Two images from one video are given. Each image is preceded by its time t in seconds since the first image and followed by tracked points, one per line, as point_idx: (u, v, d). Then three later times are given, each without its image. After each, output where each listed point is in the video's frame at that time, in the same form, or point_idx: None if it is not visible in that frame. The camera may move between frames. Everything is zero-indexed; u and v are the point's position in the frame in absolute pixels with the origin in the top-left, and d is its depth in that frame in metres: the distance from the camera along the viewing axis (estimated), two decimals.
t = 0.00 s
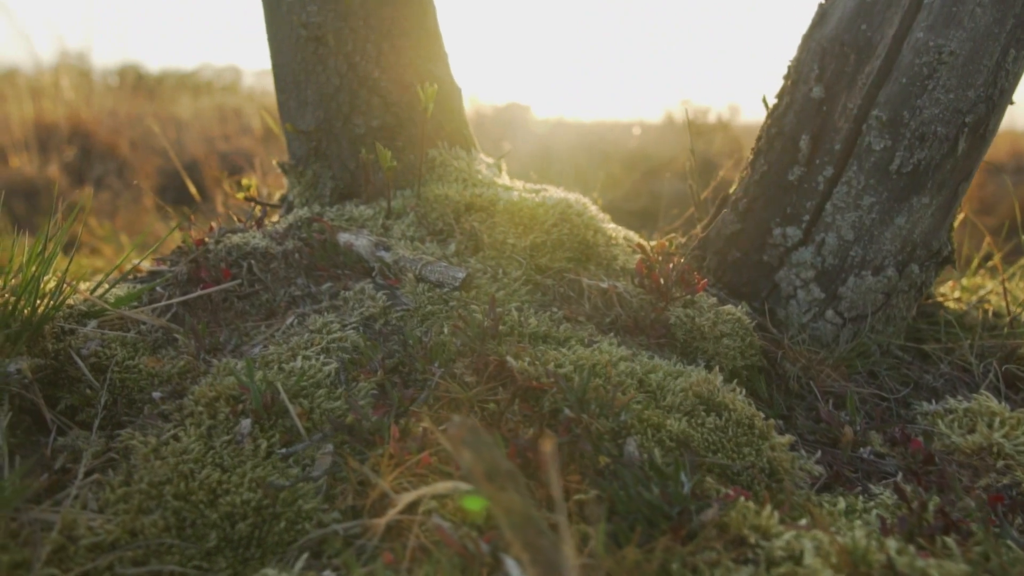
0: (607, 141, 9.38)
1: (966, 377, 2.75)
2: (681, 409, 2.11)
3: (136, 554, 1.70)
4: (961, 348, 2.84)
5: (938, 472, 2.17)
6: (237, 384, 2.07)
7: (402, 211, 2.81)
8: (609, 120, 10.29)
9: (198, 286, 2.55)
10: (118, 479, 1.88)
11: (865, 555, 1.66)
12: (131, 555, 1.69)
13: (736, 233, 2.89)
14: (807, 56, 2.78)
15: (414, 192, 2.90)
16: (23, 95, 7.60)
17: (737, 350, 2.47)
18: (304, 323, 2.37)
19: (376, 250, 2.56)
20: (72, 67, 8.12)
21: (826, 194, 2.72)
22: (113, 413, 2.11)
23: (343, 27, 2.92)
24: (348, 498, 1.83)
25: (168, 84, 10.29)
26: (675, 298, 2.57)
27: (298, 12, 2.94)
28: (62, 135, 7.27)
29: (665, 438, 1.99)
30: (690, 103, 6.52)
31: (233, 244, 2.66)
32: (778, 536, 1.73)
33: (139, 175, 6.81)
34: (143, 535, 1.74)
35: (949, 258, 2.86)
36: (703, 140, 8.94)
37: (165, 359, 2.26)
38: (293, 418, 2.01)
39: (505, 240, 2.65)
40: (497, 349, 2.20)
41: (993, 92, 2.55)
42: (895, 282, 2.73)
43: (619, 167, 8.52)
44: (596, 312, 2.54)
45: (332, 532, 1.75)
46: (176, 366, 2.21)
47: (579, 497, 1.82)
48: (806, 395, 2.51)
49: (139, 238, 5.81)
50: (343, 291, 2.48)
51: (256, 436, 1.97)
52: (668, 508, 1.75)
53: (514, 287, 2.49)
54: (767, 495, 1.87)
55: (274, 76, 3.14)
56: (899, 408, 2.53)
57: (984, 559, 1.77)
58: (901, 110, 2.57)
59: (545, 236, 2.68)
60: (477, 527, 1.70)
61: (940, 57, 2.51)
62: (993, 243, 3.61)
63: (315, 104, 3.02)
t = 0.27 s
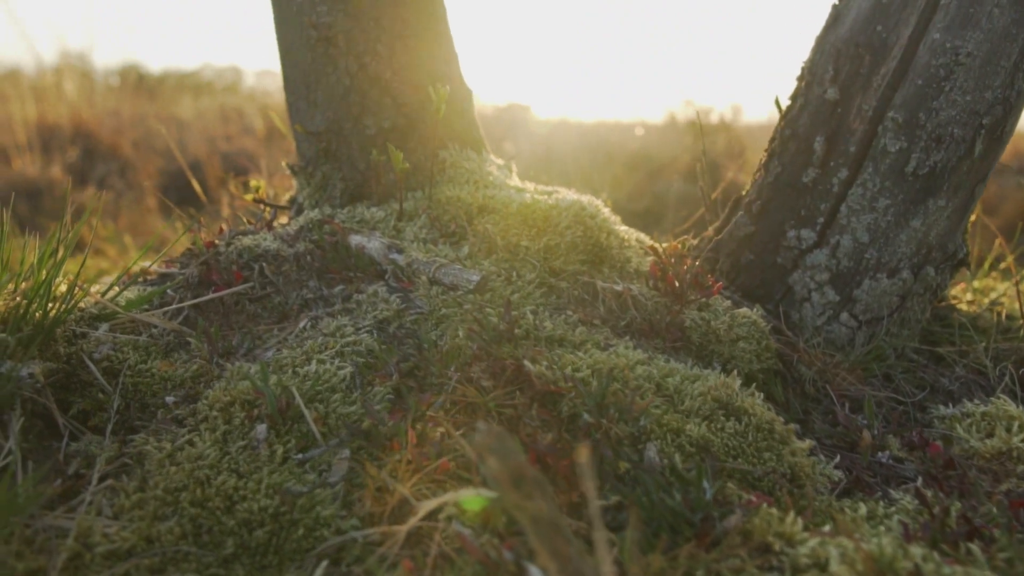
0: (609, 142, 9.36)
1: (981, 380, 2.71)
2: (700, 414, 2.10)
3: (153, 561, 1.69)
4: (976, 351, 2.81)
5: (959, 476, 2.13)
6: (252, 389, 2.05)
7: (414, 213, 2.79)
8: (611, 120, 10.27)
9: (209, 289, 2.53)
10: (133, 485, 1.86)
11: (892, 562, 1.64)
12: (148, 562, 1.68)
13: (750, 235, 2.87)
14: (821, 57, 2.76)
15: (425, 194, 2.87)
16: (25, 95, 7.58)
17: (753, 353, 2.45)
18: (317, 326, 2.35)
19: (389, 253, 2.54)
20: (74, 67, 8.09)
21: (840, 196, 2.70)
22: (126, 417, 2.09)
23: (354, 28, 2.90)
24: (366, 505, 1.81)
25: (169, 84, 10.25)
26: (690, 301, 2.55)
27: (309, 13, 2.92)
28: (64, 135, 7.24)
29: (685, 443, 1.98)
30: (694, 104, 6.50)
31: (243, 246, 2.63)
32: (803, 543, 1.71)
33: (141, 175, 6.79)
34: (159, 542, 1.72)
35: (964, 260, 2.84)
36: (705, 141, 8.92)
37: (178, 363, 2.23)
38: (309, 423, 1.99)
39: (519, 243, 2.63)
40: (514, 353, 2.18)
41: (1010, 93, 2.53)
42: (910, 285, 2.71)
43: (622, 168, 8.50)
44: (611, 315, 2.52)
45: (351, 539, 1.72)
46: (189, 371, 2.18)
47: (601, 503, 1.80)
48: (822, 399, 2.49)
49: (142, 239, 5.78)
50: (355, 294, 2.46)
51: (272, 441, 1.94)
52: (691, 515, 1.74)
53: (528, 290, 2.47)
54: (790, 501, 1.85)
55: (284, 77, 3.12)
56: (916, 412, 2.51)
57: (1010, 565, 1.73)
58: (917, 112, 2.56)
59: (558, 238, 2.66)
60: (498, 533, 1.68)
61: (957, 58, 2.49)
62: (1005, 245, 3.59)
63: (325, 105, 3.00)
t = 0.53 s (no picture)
0: (612, 142, 9.35)
1: (997, 383, 2.68)
2: (719, 418, 2.08)
3: (171, 569, 1.68)
4: (990, 353, 2.80)
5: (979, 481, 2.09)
6: (268, 393, 2.03)
7: (426, 214, 2.77)
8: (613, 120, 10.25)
9: (221, 291, 2.51)
10: (149, 490, 1.85)
11: (919, 569, 1.62)
12: (166, 570, 1.67)
13: (764, 237, 2.85)
14: (835, 58, 2.74)
15: (437, 195, 2.85)
16: (26, 95, 7.56)
17: (769, 356, 2.44)
18: (331, 329, 2.33)
19: (402, 255, 2.52)
20: (76, 68, 8.07)
21: (855, 198, 2.68)
22: (139, 421, 2.07)
23: (365, 28, 2.88)
24: (386, 511, 1.79)
25: (170, 84, 10.23)
26: (705, 303, 2.53)
27: (319, 13, 2.90)
28: (66, 135, 7.22)
29: (706, 448, 1.96)
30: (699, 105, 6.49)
31: (254, 248, 2.60)
32: (828, 549, 1.70)
33: (144, 176, 6.77)
34: (178, 550, 1.71)
35: (979, 262, 2.82)
36: (708, 142, 8.91)
37: (191, 367, 2.21)
38: (325, 427, 1.97)
39: (533, 245, 2.61)
40: (531, 356, 2.17)
41: None
42: (925, 287, 2.70)
43: (625, 168, 8.48)
44: (626, 318, 2.50)
45: (370, 546, 1.69)
46: (202, 374, 2.16)
47: (623, 509, 1.78)
48: (839, 402, 2.47)
49: (146, 239, 5.76)
50: (369, 297, 2.44)
51: (289, 446, 1.92)
52: (714, 521, 1.72)
53: (543, 293, 2.45)
54: (813, 506, 1.84)
55: (293, 78, 3.10)
56: (932, 415, 2.49)
57: None
58: (934, 113, 2.54)
59: (572, 240, 2.64)
60: (520, 541, 1.67)
61: (974, 59, 2.47)
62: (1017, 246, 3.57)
63: (335, 106, 2.98)
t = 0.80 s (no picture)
0: (615, 142, 9.34)
1: (1012, 386, 2.66)
2: (739, 422, 2.07)
3: None
4: (1005, 356, 2.77)
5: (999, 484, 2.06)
6: (284, 397, 2.00)
7: (438, 216, 2.75)
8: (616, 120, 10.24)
9: (233, 294, 2.49)
10: (165, 496, 1.83)
11: None
12: None
13: (777, 239, 2.84)
14: (849, 59, 2.73)
15: (449, 197, 2.83)
16: (29, 95, 7.54)
17: (786, 360, 2.43)
18: (345, 332, 2.31)
19: (416, 257, 2.51)
20: (78, 67, 8.05)
21: (870, 200, 2.67)
22: (154, 426, 2.06)
23: (377, 29, 2.86)
24: (406, 517, 1.77)
25: (172, 84, 10.22)
26: (721, 306, 2.52)
27: (331, 13, 2.89)
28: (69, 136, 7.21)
29: (726, 453, 1.95)
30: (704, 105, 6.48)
31: (266, 251, 2.58)
32: (853, 556, 1.68)
33: (147, 176, 6.75)
34: (196, 557, 1.70)
35: (994, 265, 2.81)
36: (711, 142, 8.89)
37: (205, 371, 2.20)
38: (342, 432, 1.94)
39: (546, 247, 2.59)
40: (548, 360, 2.15)
41: None
42: (941, 290, 2.69)
43: (628, 168, 8.47)
44: (641, 321, 2.48)
45: (391, 553, 1.67)
46: (217, 379, 2.14)
47: (644, 514, 1.76)
48: (855, 405, 2.46)
49: (150, 240, 5.74)
50: (382, 299, 2.42)
51: (306, 451, 1.90)
52: (738, 527, 1.71)
53: (558, 296, 2.44)
54: (836, 512, 1.82)
55: (303, 79, 3.09)
56: (949, 418, 2.47)
57: None
58: (950, 115, 2.52)
59: (586, 242, 2.63)
60: (542, 549, 1.66)
61: (991, 61, 2.46)
62: None
63: (346, 107, 2.96)
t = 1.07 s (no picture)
0: (617, 142, 9.33)
1: None
2: (757, 425, 2.06)
3: None
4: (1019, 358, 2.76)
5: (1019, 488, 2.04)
6: (301, 401, 1.99)
7: (450, 218, 2.74)
8: (618, 121, 10.23)
9: (246, 296, 2.47)
10: (183, 500, 1.82)
11: None
12: None
13: (791, 240, 2.83)
14: (863, 61, 2.72)
15: (461, 199, 2.82)
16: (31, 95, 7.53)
17: (801, 362, 2.42)
18: (360, 334, 2.30)
19: (429, 259, 2.50)
20: (80, 67, 8.04)
21: (884, 202, 2.66)
22: (169, 429, 2.04)
23: (388, 29, 2.85)
24: (426, 521, 1.76)
25: (173, 84, 10.20)
26: (735, 308, 2.51)
27: (342, 14, 2.88)
28: (72, 136, 7.20)
29: (746, 456, 1.94)
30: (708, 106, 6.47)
31: (278, 252, 2.57)
32: (877, 560, 1.67)
33: (151, 176, 6.74)
34: (216, 562, 1.68)
35: (1008, 266, 2.80)
36: (714, 142, 8.88)
37: (220, 373, 2.18)
38: (360, 436, 1.94)
39: (560, 249, 2.59)
40: (565, 362, 2.15)
41: None
42: (955, 292, 2.66)
43: (630, 168, 8.46)
44: (656, 323, 2.47)
45: (413, 558, 1.66)
46: (232, 381, 2.13)
47: (666, 518, 1.75)
48: (870, 408, 2.45)
49: (154, 241, 5.73)
50: (396, 302, 2.41)
51: (324, 455, 1.89)
52: (760, 531, 1.68)
53: (573, 297, 2.43)
54: (857, 516, 1.81)
55: (314, 80, 3.08)
56: (964, 421, 2.46)
57: None
58: (965, 117, 2.51)
59: (600, 244, 2.62)
60: (565, 554, 1.65)
61: (1007, 62, 2.45)
62: None
63: (357, 108, 2.95)
